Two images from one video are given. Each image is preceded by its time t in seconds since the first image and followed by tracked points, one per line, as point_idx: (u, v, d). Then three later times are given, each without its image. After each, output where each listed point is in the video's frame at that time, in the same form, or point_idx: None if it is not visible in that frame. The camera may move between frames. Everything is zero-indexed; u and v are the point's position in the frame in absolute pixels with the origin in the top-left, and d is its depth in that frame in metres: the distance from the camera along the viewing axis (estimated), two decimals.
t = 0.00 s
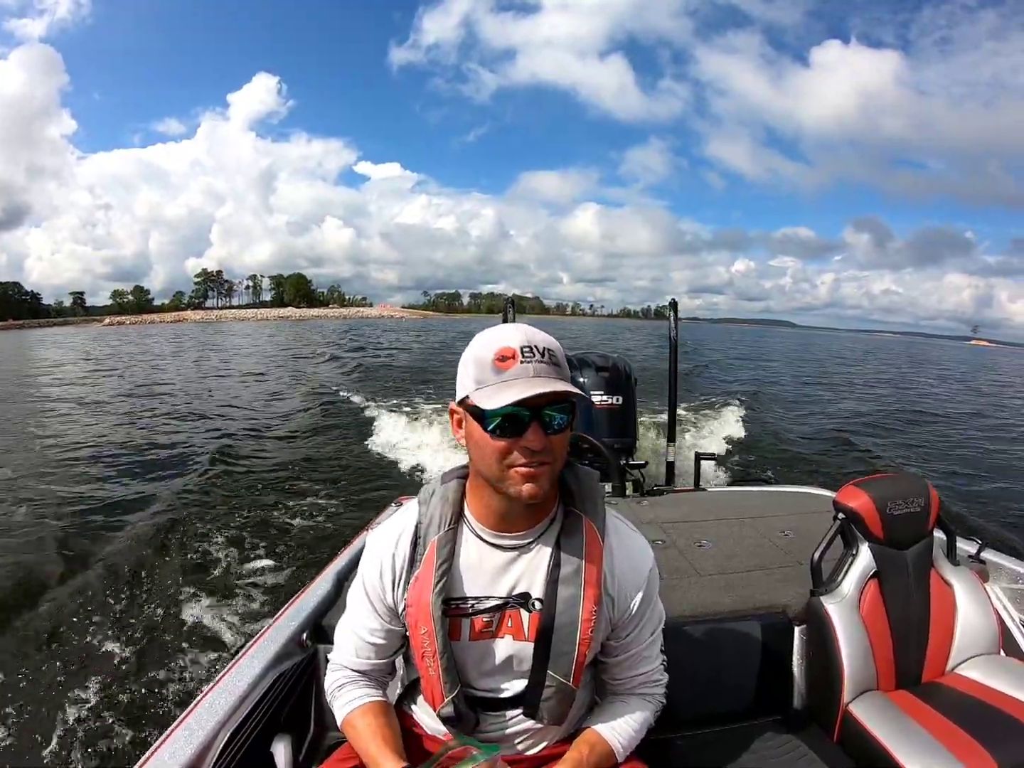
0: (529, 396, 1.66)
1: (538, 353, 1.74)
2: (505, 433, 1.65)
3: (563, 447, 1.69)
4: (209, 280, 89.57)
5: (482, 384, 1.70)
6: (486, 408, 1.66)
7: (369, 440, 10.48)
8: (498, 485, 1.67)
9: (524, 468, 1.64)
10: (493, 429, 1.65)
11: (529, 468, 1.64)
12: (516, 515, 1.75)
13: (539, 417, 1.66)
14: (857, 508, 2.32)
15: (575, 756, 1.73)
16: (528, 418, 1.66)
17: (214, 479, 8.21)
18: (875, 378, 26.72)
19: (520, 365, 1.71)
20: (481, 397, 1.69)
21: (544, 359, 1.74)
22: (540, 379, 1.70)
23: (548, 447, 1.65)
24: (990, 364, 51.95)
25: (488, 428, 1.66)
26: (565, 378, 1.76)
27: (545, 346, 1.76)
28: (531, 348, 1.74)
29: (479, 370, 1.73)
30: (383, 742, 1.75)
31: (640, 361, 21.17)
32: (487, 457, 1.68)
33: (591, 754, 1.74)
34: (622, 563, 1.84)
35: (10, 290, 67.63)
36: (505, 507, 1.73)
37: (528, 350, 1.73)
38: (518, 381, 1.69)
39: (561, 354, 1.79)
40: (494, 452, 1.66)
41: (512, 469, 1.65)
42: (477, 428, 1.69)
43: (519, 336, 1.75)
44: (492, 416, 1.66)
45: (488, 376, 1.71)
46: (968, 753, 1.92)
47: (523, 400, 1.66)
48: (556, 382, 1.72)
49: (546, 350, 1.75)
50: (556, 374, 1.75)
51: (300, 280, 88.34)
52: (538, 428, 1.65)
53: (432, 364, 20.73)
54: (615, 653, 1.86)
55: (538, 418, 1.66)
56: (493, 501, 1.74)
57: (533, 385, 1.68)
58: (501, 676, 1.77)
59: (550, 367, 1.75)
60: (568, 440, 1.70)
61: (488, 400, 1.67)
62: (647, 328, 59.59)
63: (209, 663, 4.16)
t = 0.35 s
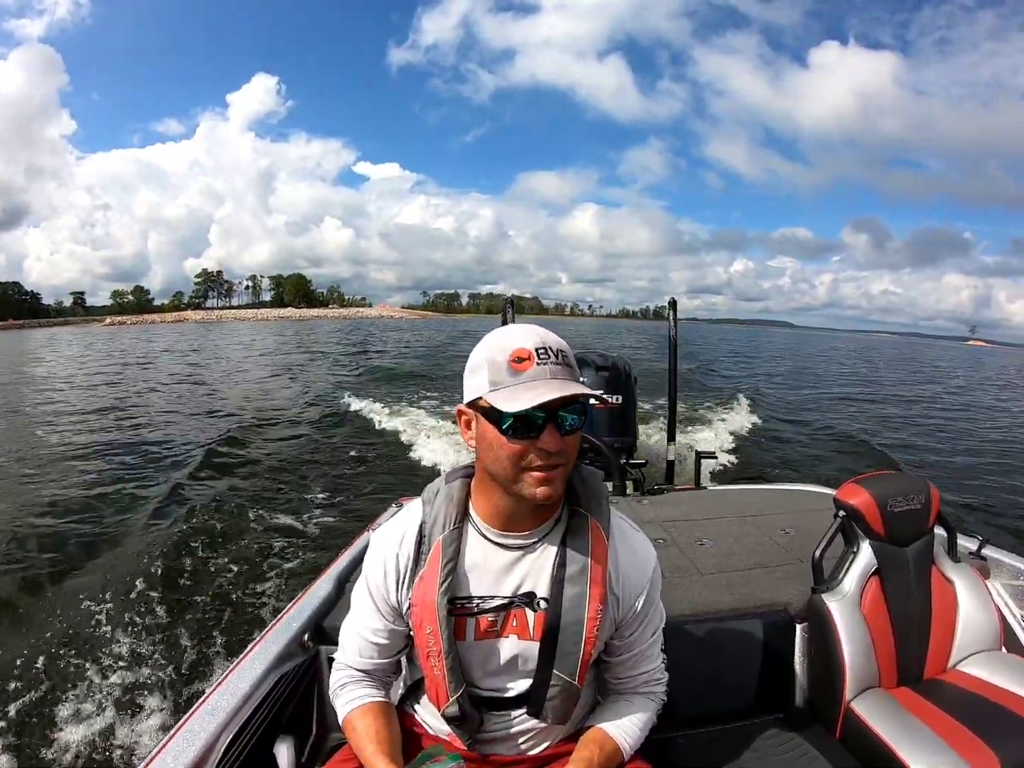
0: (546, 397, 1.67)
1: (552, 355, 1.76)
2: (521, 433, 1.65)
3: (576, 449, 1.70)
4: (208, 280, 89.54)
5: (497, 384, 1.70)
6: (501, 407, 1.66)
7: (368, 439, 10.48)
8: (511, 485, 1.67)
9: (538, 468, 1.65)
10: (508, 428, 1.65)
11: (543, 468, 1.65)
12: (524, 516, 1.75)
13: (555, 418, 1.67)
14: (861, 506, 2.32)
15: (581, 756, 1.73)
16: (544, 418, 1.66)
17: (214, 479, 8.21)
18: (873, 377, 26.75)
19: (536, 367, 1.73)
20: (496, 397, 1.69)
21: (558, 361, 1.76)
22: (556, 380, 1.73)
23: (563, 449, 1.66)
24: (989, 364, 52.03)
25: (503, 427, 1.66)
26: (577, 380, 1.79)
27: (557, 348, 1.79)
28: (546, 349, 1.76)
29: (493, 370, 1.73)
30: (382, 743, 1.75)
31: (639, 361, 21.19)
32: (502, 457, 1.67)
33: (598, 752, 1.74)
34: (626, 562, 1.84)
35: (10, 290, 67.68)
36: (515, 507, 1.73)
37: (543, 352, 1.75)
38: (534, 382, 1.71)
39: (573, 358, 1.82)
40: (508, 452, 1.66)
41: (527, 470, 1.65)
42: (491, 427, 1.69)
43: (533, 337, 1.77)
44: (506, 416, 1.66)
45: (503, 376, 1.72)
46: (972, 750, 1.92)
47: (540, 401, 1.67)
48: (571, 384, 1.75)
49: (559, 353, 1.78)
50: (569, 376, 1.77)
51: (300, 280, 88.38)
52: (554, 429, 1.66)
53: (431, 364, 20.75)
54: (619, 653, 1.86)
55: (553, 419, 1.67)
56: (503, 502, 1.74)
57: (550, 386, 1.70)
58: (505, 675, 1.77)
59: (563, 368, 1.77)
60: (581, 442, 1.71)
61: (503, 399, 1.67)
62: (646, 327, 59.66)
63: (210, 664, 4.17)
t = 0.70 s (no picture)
0: (541, 397, 1.67)
1: (547, 356, 1.76)
2: (515, 433, 1.65)
3: (572, 450, 1.70)
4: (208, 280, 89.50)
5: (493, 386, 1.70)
6: (495, 407, 1.66)
7: (368, 440, 10.47)
8: (509, 487, 1.66)
9: (533, 468, 1.65)
10: (502, 429, 1.65)
11: (538, 468, 1.65)
12: (522, 517, 1.75)
13: (549, 419, 1.67)
14: (859, 508, 2.31)
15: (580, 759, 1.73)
16: (540, 419, 1.66)
17: (212, 479, 8.18)
18: (873, 379, 26.74)
19: (531, 368, 1.73)
20: (490, 398, 1.69)
21: (553, 362, 1.76)
22: (551, 380, 1.72)
23: (559, 449, 1.66)
24: (988, 365, 52.13)
25: (499, 429, 1.65)
26: (573, 381, 1.78)
27: (552, 349, 1.79)
28: (541, 350, 1.76)
29: (489, 372, 1.73)
30: (380, 745, 1.75)
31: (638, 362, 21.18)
32: (495, 457, 1.67)
33: (597, 755, 1.74)
34: (622, 564, 1.84)
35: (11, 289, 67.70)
36: (513, 510, 1.73)
37: (538, 353, 1.75)
38: (530, 382, 1.70)
39: (568, 359, 1.81)
40: (504, 453, 1.66)
41: (522, 470, 1.65)
42: (485, 428, 1.69)
43: (528, 338, 1.77)
44: (503, 417, 1.65)
45: (497, 377, 1.72)
46: (971, 753, 1.93)
47: (534, 401, 1.66)
48: (566, 385, 1.74)
49: (555, 353, 1.78)
50: (565, 376, 1.77)
51: (300, 281, 88.42)
52: (549, 430, 1.65)
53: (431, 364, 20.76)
54: (616, 654, 1.86)
55: (549, 420, 1.66)
56: (500, 504, 1.73)
57: (546, 386, 1.70)
58: (502, 677, 1.77)
59: (559, 369, 1.77)
60: (577, 442, 1.71)
61: (497, 400, 1.67)
62: (646, 328, 59.75)
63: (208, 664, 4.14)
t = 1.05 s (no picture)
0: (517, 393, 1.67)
1: (530, 352, 1.73)
2: (491, 428, 1.67)
3: (551, 446, 1.69)
4: (208, 280, 89.51)
5: (475, 382, 1.72)
6: (472, 402, 1.69)
7: (368, 439, 10.48)
8: (485, 483, 1.69)
9: (506, 464, 1.66)
10: (479, 424, 1.68)
11: (512, 464, 1.66)
12: (508, 516, 1.76)
13: (526, 416, 1.67)
14: (858, 510, 2.31)
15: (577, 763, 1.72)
16: (517, 414, 1.68)
17: (212, 479, 8.17)
18: (873, 379, 26.76)
19: (510, 362, 1.72)
20: (470, 392, 1.72)
21: (535, 357, 1.73)
22: (530, 376, 1.70)
23: (534, 445, 1.66)
24: (988, 365, 52.20)
25: (478, 423, 1.68)
26: (559, 377, 1.76)
27: (539, 345, 1.75)
28: (524, 345, 1.73)
29: (473, 367, 1.75)
30: (378, 745, 1.75)
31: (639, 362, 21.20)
32: (473, 452, 1.70)
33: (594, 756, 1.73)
34: (619, 563, 1.84)
35: (12, 289, 67.74)
36: (497, 507, 1.74)
37: (520, 348, 1.73)
38: (508, 378, 1.69)
39: (555, 354, 1.77)
40: (482, 448, 1.68)
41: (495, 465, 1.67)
42: (465, 422, 1.72)
43: (512, 333, 1.75)
44: (481, 412, 1.68)
45: (479, 371, 1.73)
46: (969, 754, 1.93)
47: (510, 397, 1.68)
48: (548, 380, 1.72)
49: (540, 350, 1.74)
50: (549, 373, 1.74)
51: (300, 281, 88.48)
52: (523, 425, 1.67)
53: (431, 364, 20.78)
54: (613, 653, 1.85)
55: (526, 416, 1.68)
56: (484, 501, 1.76)
57: (523, 383, 1.68)
58: (500, 675, 1.77)
59: (543, 366, 1.74)
60: (559, 440, 1.70)
61: (475, 395, 1.69)
62: (646, 329, 59.85)
63: (208, 664, 4.13)
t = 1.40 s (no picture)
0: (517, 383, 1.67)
1: (533, 345, 1.73)
2: (488, 414, 1.68)
3: (546, 439, 1.68)
4: (209, 281, 89.52)
5: (478, 370, 1.72)
6: (472, 388, 1.70)
7: (368, 440, 10.48)
8: (481, 471, 1.69)
9: (501, 451, 1.67)
10: (477, 409, 1.69)
11: (506, 452, 1.66)
12: (505, 507, 1.76)
13: (524, 406, 1.68)
14: (859, 508, 2.31)
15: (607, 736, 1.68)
16: (517, 404, 1.68)
17: (213, 480, 8.17)
18: (873, 379, 26.76)
19: (513, 353, 1.71)
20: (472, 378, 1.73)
21: (538, 352, 1.72)
22: (531, 368, 1.69)
23: (530, 436, 1.66)
24: (988, 365, 52.22)
25: (479, 411, 1.69)
26: (560, 372, 1.75)
27: (542, 341, 1.75)
28: (528, 339, 1.73)
29: (477, 357, 1.75)
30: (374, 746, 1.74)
31: (639, 362, 21.21)
32: (469, 437, 1.71)
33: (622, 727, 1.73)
34: (616, 561, 1.84)
35: (12, 290, 67.77)
36: (494, 497, 1.74)
37: (524, 342, 1.72)
38: (510, 369, 1.69)
39: (558, 350, 1.76)
40: (481, 436, 1.68)
41: (490, 452, 1.67)
42: (464, 407, 1.73)
43: (518, 326, 1.75)
44: (482, 400, 1.70)
45: (481, 360, 1.73)
46: (970, 753, 1.93)
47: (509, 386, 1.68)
48: (549, 375, 1.71)
49: (543, 344, 1.74)
50: (550, 368, 1.73)
51: (300, 281, 88.51)
52: (520, 414, 1.67)
53: (432, 364, 20.79)
54: (610, 652, 1.85)
55: (525, 407, 1.68)
56: (481, 491, 1.76)
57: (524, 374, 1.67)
58: (496, 673, 1.77)
59: (545, 360, 1.73)
60: (556, 433, 1.70)
61: (476, 381, 1.70)
62: (646, 329, 59.89)
63: (210, 665, 4.12)
